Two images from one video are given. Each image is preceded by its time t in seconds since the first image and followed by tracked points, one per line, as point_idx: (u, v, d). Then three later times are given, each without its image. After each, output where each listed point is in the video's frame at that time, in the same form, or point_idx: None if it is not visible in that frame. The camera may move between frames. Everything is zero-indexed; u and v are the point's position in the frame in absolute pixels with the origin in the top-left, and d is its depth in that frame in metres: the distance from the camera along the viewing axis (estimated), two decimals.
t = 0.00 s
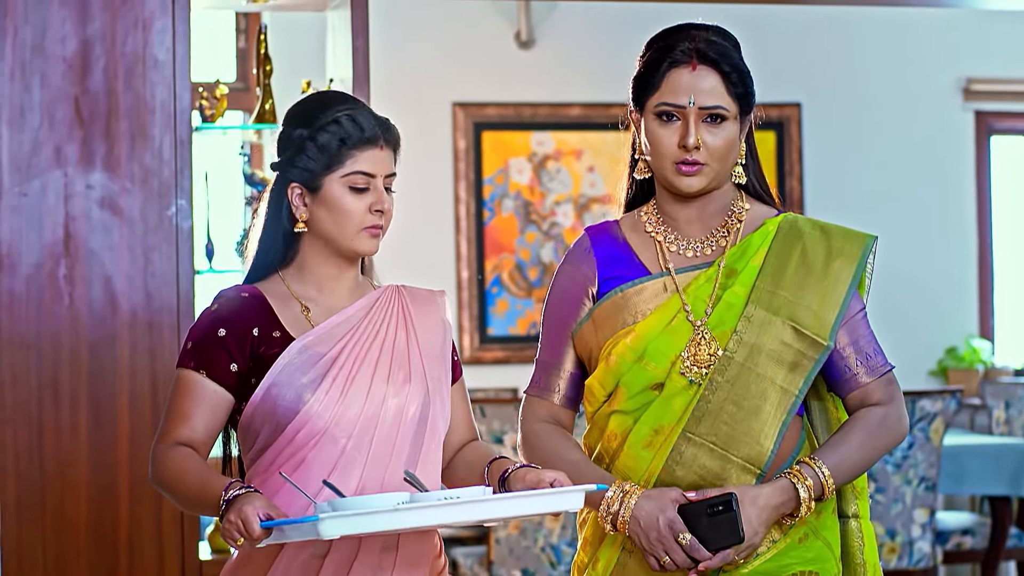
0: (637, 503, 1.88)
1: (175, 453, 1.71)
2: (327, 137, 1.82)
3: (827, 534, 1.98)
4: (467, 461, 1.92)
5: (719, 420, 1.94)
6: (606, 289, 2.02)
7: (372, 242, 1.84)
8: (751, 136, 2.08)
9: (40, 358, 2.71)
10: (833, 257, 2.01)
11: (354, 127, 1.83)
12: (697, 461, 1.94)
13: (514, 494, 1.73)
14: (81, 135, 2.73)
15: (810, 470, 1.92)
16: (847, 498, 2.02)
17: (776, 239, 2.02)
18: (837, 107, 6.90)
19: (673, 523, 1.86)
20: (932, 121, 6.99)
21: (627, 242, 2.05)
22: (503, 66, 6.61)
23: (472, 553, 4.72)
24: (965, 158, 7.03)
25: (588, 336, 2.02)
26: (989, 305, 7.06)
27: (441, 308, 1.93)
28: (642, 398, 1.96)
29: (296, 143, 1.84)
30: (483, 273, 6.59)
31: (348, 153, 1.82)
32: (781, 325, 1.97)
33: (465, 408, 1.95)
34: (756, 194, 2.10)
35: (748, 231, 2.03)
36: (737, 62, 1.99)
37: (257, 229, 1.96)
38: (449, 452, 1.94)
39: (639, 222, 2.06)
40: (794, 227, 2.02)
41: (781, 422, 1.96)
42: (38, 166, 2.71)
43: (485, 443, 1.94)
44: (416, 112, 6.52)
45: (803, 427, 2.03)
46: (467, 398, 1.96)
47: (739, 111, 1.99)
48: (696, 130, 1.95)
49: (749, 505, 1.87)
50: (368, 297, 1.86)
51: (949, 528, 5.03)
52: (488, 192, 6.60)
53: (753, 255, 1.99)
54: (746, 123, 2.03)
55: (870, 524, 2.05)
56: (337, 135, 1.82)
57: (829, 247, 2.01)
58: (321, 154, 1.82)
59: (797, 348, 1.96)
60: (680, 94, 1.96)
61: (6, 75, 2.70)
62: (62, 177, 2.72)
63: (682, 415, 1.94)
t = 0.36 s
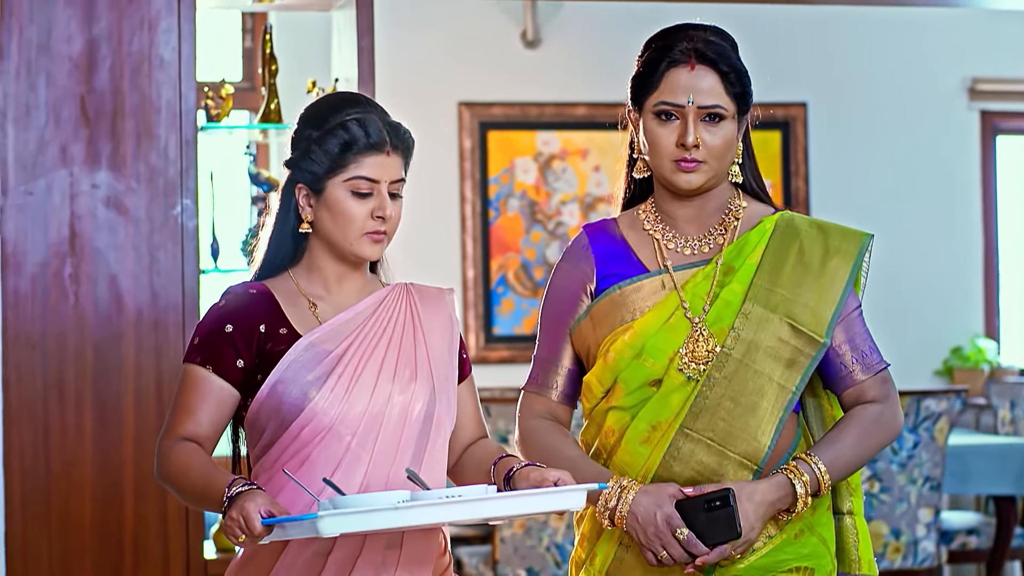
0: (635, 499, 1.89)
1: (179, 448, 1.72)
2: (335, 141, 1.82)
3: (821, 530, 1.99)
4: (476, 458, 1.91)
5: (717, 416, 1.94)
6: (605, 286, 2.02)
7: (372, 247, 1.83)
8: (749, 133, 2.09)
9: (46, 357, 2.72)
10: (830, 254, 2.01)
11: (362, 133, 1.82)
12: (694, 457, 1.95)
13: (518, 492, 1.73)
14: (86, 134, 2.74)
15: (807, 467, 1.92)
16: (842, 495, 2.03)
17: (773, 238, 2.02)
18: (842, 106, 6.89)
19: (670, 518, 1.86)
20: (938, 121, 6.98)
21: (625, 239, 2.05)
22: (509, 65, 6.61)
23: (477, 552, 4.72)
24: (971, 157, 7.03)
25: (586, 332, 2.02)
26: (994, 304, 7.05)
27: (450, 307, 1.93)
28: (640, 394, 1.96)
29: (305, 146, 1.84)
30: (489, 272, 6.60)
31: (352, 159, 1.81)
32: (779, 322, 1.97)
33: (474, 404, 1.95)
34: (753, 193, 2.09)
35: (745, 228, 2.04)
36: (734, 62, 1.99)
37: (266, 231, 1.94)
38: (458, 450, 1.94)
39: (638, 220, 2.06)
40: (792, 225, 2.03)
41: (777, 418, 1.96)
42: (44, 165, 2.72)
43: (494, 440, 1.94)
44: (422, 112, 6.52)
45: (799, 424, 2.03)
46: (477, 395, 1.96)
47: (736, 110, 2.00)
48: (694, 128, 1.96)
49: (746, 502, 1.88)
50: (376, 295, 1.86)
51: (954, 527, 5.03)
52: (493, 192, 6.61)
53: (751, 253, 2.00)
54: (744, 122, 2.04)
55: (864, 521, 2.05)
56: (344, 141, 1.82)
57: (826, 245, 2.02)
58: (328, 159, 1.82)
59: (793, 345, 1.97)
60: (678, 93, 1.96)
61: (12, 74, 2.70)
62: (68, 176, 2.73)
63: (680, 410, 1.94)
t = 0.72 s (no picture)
0: (627, 495, 1.89)
1: (173, 444, 1.72)
2: (326, 145, 1.81)
3: (805, 527, 2.00)
4: (472, 454, 1.91)
5: (707, 412, 1.95)
6: (594, 282, 2.01)
7: (364, 249, 1.83)
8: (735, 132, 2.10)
9: (41, 358, 2.72)
10: (817, 254, 2.01)
11: (353, 136, 1.81)
12: (685, 453, 1.95)
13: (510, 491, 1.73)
14: (81, 134, 2.74)
15: (796, 463, 1.93)
16: (823, 493, 2.03)
17: (761, 237, 2.02)
18: (838, 107, 6.90)
19: (662, 514, 1.86)
20: (933, 121, 6.99)
21: (612, 236, 2.05)
22: (504, 66, 6.61)
23: (473, 552, 4.71)
24: (966, 158, 7.04)
25: (575, 328, 2.02)
26: (989, 305, 7.06)
27: (444, 304, 1.93)
28: (631, 390, 1.96)
29: (297, 148, 1.84)
30: (484, 272, 6.60)
31: (343, 161, 1.81)
32: (769, 320, 1.98)
33: (470, 402, 1.95)
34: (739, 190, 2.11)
35: (731, 227, 2.04)
36: (724, 62, 1.99)
37: (262, 231, 1.94)
38: (455, 446, 1.93)
39: (625, 218, 2.06)
40: (778, 225, 2.03)
41: (767, 414, 1.96)
42: (38, 165, 2.72)
43: (491, 436, 1.93)
44: (417, 112, 6.52)
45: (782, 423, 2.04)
46: (472, 392, 1.96)
47: (726, 110, 2.00)
48: (684, 128, 1.96)
49: (737, 497, 1.88)
50: (370, 292, 1.86)
51: (949, 527, 5.02)
52: (489, 192, 6.61)
53: (739, 251, 2.01)
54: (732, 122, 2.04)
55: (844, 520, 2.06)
56: (335, 144, 1.81)
57: (813, 245, 2.02)
58: (318, 161, 1.81)
59: (783, 342, 1.97)
60: (668, 93, 1.97)
61: (7, 74, 2.71)
62: (63, 176, 2.73)
63: (670, 406, 1.94)
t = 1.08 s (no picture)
0: (628, 495, 1.89)
1: (175, 439, 1.72)
2: (319, 145, 1.82)
3: (800, 525, 2.01)
4: (475, 451, 1.90)
5: (706, 413, 1.95)
6: (591, 283, 2.01)
7: (359, 248, 1.83)
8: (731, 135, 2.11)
9: (44, 357, 2.73)
10: (813, 258, 2.02)
11: (344, 137, 1.82)
12: (684, 454, 1.95)
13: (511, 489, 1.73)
14: (85, 134, 2.75)
15: (793, 464, 1.94)
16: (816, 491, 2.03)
17: (757, 239, 2.03)
18: (841, 106, 6.90)
19: (663, 515, 1.87)
20: (936, 121, 6.99)
21: (609, 237, 2.05)
22: (508, 66, 6.61)
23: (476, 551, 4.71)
24: (969, 157, 7.03)
25: (572, 329, 2.02)
26: (993, 304, 7.05)
27: (448, 300, 1.93)
28: (630, 390, 1.96)
29: (292, 149, 1.84)
30: (488, 272, 6.60)
31: (335, 161, 1.81)
32: (767, 322, 1.98)
33: (475, 399, 1.95)
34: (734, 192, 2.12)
35: (727, 229, 2.05)
36: (720, 63, 2.00)
37: (262, 230, 1.94)
38: (460, 441, 1.93)
39: (621, 219, 2.06)
40: (774, 228, 2.04)
41: (764, 416, 1.97)
42: (42, 165, 2.73)
43: (495, 432, 1.94)
44: (421, 112, 6.52)
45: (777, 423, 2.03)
46: (477, 390, 1.96)
47: (722, 111, 2.01)
48: (682, 130, 1.96)
49: (737, 498, 1.88)
50: (373, 289, 1.86)
51: (952, 527, 5.01)
52: (493, 192, 6.61)
53: (736, 253, 2.01)
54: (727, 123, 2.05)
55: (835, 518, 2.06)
56: (327, 143, 1.82)
57: (808, 248, 2.03)
58: (313, 161, 1.82)
59: (781, 345, 1.98)
60: (666, 94, 1.97)
61: (11, 75, 2.71)
62: (66, 176, 2.74)
63: (670, 408, 1.95)
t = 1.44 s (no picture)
0: (632, 496, 1.89)
1: (181, 434, 1.73)
2: (319, 141, 1.83)
3: (801, 524, 2.01)
4: (486, 448, 1.90)
5: (710, 414, 1.96)
6: (594, 284, 2.01)
7: (365, 243, 1.84)
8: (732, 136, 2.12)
9: (53, 355, 2.75)
10: (815, 258, 2.02)
11: (344, 131, 1.83)
12: (688, 454, 1.96)
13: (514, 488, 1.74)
14: (93, 134, 2.77)
15: (796, 463, 1.95)
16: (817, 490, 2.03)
17: (758, 239, 2.03)
18: (851, 106, 6.89)
19: (667, 514, 1.87)
20: (945, 122, 6.98)
21: (611, 239, 2.05)
22: (517, 66, 6.62)
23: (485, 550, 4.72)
24: (979, 157, 7.02)
25: (575, 329, 2.01)
26: (1003, 304, 7.03)
27: (456, 297, 1.93)
28: (634, 391, 1.96)
29: (293, 148, 1.86)
30: (498, 271, 6.61)
31: (336, 157, 1.82)
32: (770, 322, 1.98)
33: (486, 393, 1.95)
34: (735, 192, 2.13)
35: (729, 230, 2.05)
36: (719, 65, 2.01)
37: (267, 230, 1.94)
38: (470, 437, 1.92)
39: (623, 220, 2.07)
40: (775, 228, 2.04)
41: (767, 415, 1.98)
42: (51, 165, 2.75)
43: (503, 430, 1.93)
44: (431, 112, 6.53)
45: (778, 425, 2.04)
46: (485, 388, 1.95)
47: (722, 113, 2.01)
48: (681, 131, 1.97)
49: (740, 497, 1.89)
50: (380, 287, 1.87)
51: (960, 527, 4.98)
52: (503, 192, 6.62)
53: (739, 254, 2.01)
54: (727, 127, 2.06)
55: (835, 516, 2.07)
56: (327, 140, 1.83)
57: (810, 248, 2.03)
58: (315, 158, 1.83)
59: (784, 345, 1.98)
60: (665, 95, 1.98)
61: (19, 75, 2.73)
62: (74, 176, 2.76)
63: (673, 409, 1.95)
